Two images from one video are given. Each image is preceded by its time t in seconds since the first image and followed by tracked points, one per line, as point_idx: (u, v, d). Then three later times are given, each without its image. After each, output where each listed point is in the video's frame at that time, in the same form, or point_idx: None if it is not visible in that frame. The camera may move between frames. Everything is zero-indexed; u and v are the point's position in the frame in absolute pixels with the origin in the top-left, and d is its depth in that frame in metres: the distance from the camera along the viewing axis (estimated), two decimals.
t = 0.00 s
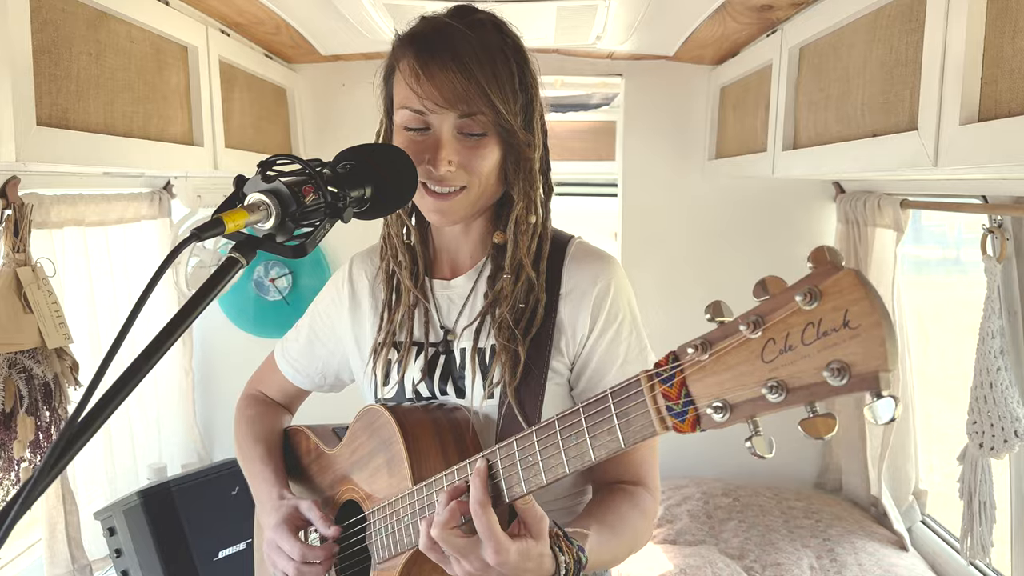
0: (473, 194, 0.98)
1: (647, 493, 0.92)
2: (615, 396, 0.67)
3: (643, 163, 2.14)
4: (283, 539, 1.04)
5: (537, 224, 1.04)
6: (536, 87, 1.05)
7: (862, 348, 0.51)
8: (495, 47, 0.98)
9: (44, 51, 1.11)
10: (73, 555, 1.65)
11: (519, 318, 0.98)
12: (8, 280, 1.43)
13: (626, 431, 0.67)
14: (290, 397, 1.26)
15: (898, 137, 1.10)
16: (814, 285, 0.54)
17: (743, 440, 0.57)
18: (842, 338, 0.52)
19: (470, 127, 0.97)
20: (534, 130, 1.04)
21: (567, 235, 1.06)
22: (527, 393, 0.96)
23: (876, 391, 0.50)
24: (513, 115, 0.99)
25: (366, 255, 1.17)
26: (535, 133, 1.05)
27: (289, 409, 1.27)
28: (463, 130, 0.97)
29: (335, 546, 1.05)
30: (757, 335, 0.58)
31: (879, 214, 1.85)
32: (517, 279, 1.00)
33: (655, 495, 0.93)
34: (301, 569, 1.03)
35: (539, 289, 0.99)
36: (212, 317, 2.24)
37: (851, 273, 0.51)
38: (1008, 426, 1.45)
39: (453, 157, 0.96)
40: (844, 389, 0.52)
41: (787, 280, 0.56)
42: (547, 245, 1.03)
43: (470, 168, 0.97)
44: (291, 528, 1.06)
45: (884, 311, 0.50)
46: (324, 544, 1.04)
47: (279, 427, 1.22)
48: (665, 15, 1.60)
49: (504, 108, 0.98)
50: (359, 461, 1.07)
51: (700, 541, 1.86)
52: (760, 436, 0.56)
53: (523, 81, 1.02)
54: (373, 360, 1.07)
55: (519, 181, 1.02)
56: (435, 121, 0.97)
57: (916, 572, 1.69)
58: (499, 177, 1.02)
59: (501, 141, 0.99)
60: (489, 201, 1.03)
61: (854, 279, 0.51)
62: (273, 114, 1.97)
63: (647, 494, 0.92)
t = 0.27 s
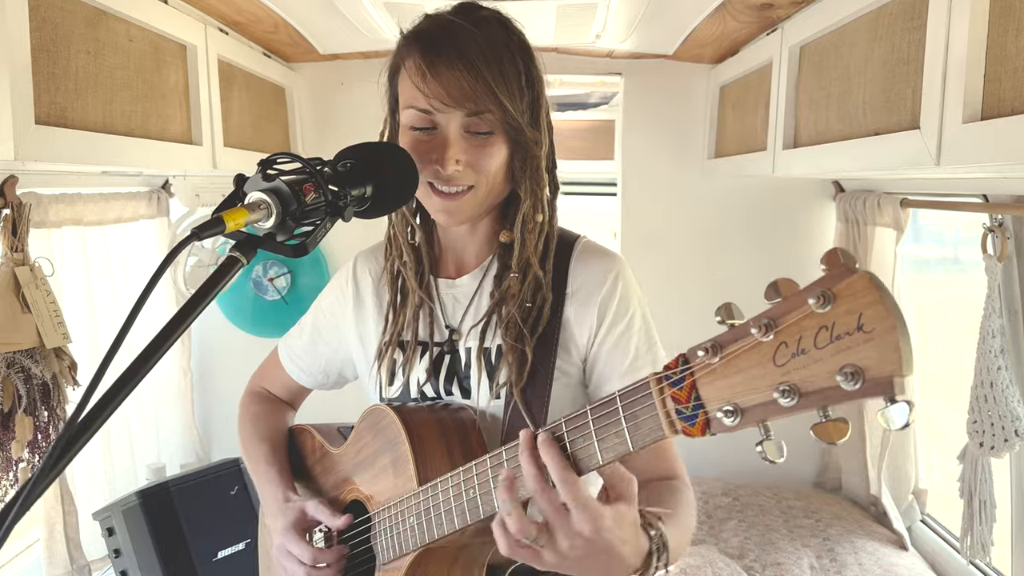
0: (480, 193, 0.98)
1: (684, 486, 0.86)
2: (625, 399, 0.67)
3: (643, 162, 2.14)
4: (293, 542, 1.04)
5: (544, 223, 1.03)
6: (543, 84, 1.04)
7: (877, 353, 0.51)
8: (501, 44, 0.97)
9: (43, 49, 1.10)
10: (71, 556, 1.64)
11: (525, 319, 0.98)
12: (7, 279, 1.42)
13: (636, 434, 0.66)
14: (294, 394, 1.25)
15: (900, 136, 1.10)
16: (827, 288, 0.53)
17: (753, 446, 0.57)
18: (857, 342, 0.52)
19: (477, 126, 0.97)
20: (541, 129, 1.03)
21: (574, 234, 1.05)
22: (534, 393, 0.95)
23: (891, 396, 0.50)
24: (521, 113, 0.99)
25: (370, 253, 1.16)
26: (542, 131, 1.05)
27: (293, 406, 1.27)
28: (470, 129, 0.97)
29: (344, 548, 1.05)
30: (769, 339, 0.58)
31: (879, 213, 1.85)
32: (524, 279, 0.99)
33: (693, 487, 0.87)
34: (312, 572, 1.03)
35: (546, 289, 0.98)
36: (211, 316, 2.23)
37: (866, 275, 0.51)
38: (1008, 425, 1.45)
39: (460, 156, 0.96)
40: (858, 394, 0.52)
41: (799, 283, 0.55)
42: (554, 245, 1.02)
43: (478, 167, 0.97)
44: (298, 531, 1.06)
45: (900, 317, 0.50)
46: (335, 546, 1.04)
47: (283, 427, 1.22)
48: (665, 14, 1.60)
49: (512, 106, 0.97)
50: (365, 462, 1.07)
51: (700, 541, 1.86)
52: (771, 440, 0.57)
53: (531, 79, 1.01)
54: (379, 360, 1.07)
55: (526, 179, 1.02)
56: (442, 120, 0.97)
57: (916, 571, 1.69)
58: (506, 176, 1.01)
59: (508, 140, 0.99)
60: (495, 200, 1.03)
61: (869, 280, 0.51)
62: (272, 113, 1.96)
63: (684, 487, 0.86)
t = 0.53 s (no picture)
0: (480, 194, 0.98)
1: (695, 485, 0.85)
2: (622, 410, 0.67)
3: (641, 160, 2.14)
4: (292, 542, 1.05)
5: (548, 222, 1.02)
6: (544, 82, 1.02)
7: (879, 369, 0.50)
8: (499, 43, 0.96)
9: (37, 48, 1.10)
10: (68, 555, 1.64)
11: (529, 320, 0.97)
12: (3, 278, 1.42)
13: (632, 448, 0.66)
14: (298, 391, 1.25)
15: (896, 135, 1.09)
16: (828, 302, 0.53)
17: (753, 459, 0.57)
18: (858, 358, 0.51)
19: (475, 127, 0.96)
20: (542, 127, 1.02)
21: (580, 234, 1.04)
22: (538, 395, 0.94)
23: (891, 414, 0.49)
24: (520, 112, 0.97)
25: (375, 251, 1.16)
26: (543, 130, 1.03)
27: (297, 403, 1.27)
28: (468, 131, 0.96)
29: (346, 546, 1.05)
30: (768, 352, 0.57)
31: (876, 213, 1.85)
32: (529, 279, 0.98)
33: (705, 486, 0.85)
34: (314, 570, 1.04)
35: (551, 289, 0.97)
36: (208, 314, 2.23)
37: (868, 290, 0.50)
38: (1006, 424, 1.45)
39: (458, 158, 0.95)
40: (857, 411, 0.51)
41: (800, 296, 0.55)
42: (559, 245, 1.01)
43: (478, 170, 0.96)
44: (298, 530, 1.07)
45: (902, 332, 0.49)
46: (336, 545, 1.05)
47: (286, 423, 1.22)
48: (662, 13, 1.59)
49: (511, 106, 0.96)
50: (365, 463, 1.07)
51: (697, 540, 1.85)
52: (770, 455, 0.57)
53: (530, 77, 1.00)
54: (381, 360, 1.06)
55: (528, 178, 1.00)
56: (440, 122, 0.96)
57: (914, 571, 1.69)
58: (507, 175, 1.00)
59: (508, 140, 0.98)
60: (498, 200, 1.02)
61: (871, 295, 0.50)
62: (268, 112, 1.96)
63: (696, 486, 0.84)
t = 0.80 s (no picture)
0: (475, 194, 0.97)
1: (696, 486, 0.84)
2: (619, 410, 0.67)
3: (639, 159, 2.14)
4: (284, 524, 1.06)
5: (545, 220, 1.01)
6: (539, 78, 1.01)
7: (875, 370, 0.49)
8: (488, 41, 0.95)
9: (32, 48, 1.10)
10: (66, 553, 1.65)
11: (526, 320, 0.96)
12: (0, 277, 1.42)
13: (627, 447, 0.66)
14: (302, 391, 1.25)
15: (888, 134, 1.09)
16: (823, 301, 0.52)
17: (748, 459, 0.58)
18: (853, 357, 0.51)
19: (466, 126, 0.95)
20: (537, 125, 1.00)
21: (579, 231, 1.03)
22: (537, 395, 0.94)
23: (887, 414, 0.48)
24: (512, 110, 0.96)
25: (376, 252, 1.16)
26: (538, 127, 1.02)
27: (302, 404, 1.27)
28: (459, 130, 0.95)
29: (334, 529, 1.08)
30: (763, 351, 0.57)
31: (874, 212, 1.85)
32: (527, 279, 0.97)
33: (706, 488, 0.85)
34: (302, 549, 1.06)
35: (549, 288, 0.97)
36: (207, 312, 2.23)
37: (863, 288, 0.50)
38: (1002, 424, 1.44)
39: (450, 158, 0.94)
40: (854, 412, 0.51)
41: (795, 295, 0.54)
42: (557, 242, 1.00)
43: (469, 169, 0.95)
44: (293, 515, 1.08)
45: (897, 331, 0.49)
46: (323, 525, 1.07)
47: (290, 423, 1.22)
48: (658, 12, 1.59)
49: (502, 104, 0.95)
50: (365, 463, 1.07)
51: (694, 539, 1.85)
52: (767, 456, 0.57)
53: (522, 73, 0.98)
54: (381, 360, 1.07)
55: (522, 176, 0.99)
56: (431, 122, 0.96)
57: (911, 571, 1.69)
58: (501, 174, 0.99)
59: (501, 139, 0.97)
60: (494, 199, 1.01)
61: (866, 294, 0.50)
62: (267, 111, 1.97)
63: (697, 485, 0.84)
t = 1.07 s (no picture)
0: (464, 194, 0.97)
1: (660, 491, 0.88)
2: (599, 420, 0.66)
3: (641, 158, 2.13)
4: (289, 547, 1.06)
5: (537, 222, 1.01)
6: (528, 78, 1.00)
7: (849, 385, 0.49)
8: (474, 40, 0.95)
9: (30, 50, 1.11)
10: (69, 549, 1.67)
11: (521, 322, 0.96)
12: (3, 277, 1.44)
13: (609, 459, 0.65)
14: (299, 394, 1.26)
15: (883, 135, 1.09)
16: (798, 314, 0.51)
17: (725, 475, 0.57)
18: (828, 372, 0.50)
19: (452, 125, 0.95)
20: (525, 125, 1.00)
21: (574, 232, 1.03)
22: (532, 397, 0.95)
23: (862, 430, 0.47)
24: (498, 108, 0.96)
25: (370, 253, 1.15)
26: (527, 125, 1.01)
27: (299, 406, 1.28)
28: (445, 128, 0.95)
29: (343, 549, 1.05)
30: (739, 364, 0.56)
31: (876, 211, 1.84)
32: (520, 281, 0.97)
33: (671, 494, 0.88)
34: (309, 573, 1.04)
35: (544, 291, 0.97)
36: (210, 311, 2.24)
37: (839, 302, 0.49)
38: (1001, 424, 1.44)
39: (437, 157, 0.94)
40: (829, 428, 0.50)
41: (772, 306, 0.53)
42: (553, 244, 1.00)
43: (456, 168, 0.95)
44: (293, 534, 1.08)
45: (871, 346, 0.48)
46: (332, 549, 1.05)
47: (287, 426, 1.23)
48: (657, 11, 1.59)
49: (488, 101, 0.95)
50: (362, 465, 1.06)
51: (694, 539, 1.85)
52: (744, 468, 0.57)
53: (509, 72, 0.98)
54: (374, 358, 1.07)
55: (512, 176, 0.99)
56: (417, 121, 0.96)
57: (911, 571, 1.68)
58: (491, 174, 0.99)
59: (489, 137, 0.96)
60: (486, 200, 1.01)
61: (841, 308, 0.49)
62: (268, 111, 1.98)
63: (661, 494, 0.88)
